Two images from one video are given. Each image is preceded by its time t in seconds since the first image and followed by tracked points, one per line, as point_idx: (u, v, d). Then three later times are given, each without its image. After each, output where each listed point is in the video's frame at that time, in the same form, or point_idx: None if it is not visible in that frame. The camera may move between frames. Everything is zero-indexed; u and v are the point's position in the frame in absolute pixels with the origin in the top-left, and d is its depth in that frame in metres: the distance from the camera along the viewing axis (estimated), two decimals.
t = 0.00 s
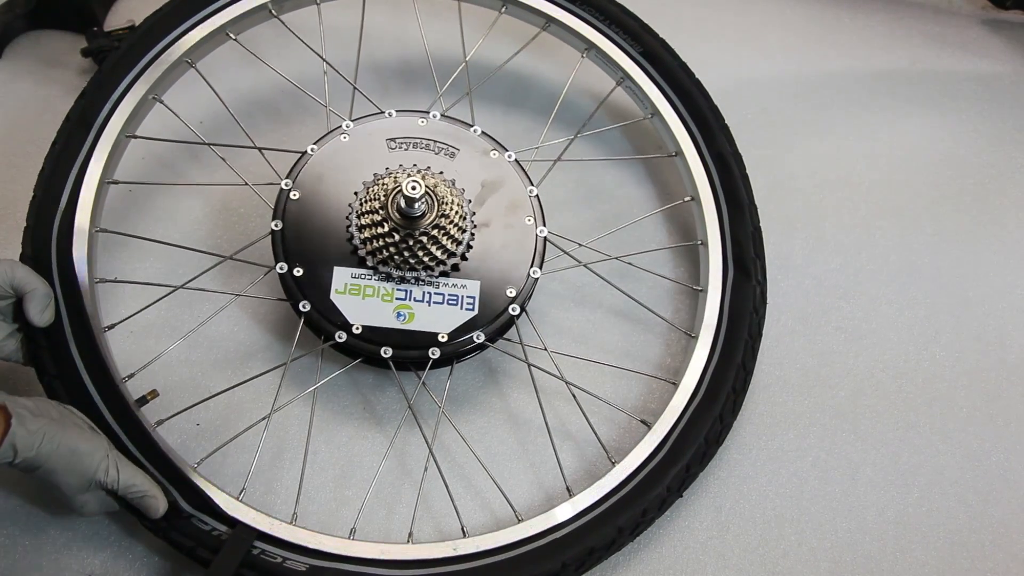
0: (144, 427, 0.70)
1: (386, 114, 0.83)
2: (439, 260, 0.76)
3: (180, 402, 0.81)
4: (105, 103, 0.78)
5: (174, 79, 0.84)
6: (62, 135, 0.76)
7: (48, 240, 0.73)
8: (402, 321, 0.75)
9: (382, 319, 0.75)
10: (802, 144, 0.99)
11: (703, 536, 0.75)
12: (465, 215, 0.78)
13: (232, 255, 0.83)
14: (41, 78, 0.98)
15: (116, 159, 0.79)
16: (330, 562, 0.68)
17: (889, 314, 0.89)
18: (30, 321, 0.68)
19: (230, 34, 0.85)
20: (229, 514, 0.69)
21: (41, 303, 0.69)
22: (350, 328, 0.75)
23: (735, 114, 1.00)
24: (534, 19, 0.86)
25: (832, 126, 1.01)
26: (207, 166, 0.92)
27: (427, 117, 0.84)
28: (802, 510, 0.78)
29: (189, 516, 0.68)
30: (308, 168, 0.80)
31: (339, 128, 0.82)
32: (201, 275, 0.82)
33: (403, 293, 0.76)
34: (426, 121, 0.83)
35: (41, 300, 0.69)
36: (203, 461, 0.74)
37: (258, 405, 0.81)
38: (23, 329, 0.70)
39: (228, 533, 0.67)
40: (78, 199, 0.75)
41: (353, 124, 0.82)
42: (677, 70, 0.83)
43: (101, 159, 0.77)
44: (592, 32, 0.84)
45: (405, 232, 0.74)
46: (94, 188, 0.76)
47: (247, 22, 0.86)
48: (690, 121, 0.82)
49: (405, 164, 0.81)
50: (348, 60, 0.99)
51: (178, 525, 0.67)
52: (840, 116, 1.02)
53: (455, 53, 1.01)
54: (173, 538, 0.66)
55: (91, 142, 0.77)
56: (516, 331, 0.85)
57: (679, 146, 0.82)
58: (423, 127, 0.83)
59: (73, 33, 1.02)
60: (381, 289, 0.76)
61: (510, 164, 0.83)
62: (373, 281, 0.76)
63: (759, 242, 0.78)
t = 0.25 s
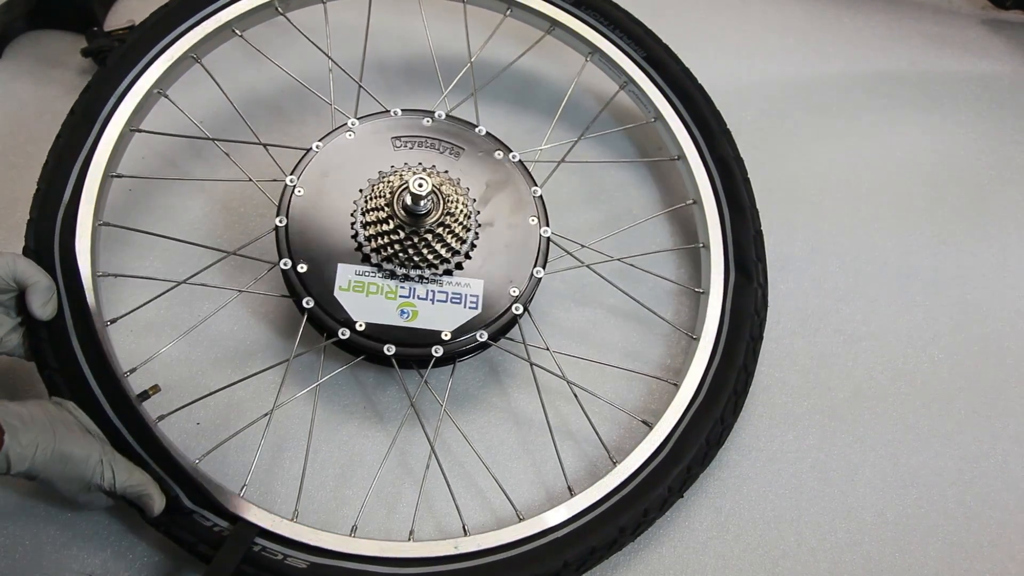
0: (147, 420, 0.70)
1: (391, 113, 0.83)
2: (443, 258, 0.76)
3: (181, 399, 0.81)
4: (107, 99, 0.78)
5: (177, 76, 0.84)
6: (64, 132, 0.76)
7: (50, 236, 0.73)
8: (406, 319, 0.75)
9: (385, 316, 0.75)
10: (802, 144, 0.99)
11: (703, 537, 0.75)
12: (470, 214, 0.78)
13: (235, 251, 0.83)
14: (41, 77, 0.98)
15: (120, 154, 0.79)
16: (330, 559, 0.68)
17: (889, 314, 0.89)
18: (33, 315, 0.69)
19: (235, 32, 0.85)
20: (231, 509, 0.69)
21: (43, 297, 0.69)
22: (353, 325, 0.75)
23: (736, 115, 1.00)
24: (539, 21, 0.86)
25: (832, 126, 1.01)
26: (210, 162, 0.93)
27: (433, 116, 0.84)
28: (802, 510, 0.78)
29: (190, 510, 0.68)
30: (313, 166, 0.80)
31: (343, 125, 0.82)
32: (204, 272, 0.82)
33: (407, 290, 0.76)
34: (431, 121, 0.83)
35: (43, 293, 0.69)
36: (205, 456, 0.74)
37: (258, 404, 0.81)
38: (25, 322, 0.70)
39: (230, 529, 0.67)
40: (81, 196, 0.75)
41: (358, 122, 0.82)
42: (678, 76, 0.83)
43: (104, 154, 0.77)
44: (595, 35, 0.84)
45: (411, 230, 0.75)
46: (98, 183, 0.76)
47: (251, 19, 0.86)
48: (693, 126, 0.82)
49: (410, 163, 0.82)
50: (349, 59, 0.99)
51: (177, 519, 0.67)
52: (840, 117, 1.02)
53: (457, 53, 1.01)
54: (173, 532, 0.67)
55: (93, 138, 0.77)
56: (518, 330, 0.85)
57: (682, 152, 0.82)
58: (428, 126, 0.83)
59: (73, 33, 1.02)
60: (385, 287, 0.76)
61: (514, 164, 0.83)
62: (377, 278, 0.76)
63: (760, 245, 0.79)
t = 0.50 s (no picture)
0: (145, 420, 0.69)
1: (388, 113, 0.83)
2: (441, 256, 0.76)
3: (180, 399, 0.81)
4: (106, 103, 0.78)
5: (177, 79, 0.84)
6: (65, 131, 0.76)
7: (49, 235, 0.73)
8: (404, 318, 0.75)
9: (384, 315, 0.75)
10: (802, 144, 0.99)
11: (703, 536, 0.75)
12: (466, 212, 0.78)
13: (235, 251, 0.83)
14: (41, 78, 0.98)
15: (119, 157, 0.79)
16: (330, 558, 0.68)
17: (889, 313, 0.89)
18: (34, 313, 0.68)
19: (234, 33, 0.85)
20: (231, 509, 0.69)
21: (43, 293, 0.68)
22: (352, 325, 0.75)
23: (735, 114, 1.00)
24: (537, 20, 0.86)
25: (832, 126, 1.01)
26: (209, 163, 0.93)
27: (430, 116, 0.84)
28: (802, 508, 0.78)
29: (188, 509, 0.67)
30: (311, 165, 0.80)
31: (340, 126, 0.82)
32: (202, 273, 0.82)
33: (405, 289, 0.76)
34: (428, 121, 0.83)
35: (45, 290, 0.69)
36: (204, 456, 0.74)
37: (256, 403, 0.81)
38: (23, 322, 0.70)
39: (229, 530, 0.67)
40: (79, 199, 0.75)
41: (355, 122, 0.82)
42: (679, 74, 0.83)
43: (103, 156, 0.77)
44: (593, 34, 0.84)
45: (408, 228, 0.75)
46: (96, 187, 0.76)
47: (250, 21, 0.86)
48: (691, 121, 0.82)
49: (408, 161, 0.82)
50: (349, 60, 0.99)
51: (175, 519, 0.66)
52: (840, 116, 1.02)
53: (456, 52, 1.01)
54: (170, 532, 0.66)
55: (92, 142, 0.77)
56: (517, 328, 0.85)
57: (680, 148, 0.83)
58: (425, 126, 0.83)
59: (73, 33, 1.02)
60: (383, 286, 0.76)
61: (512, 162, 0.83)
62: (375, 277, 0.76)
63: (760, 241, 0.79)
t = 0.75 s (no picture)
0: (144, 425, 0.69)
1: (383, 115, 0.83)
2: (435, 260, 0.76)
3: (177, 404, 0.80)
4: (105, 105, 0.78)
5: (174, 82, 0.84)
6: (61, 132, 0.76)
7: (48, 241, 0.72)
8: (399, 322, 0.75)
9: (378, 320, 0.75)
10: (802, 144, 0.98)
11: (703, 535, 0.75)
12: (461, 215, 0.78)
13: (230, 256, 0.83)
14: (40, 78, 0.98)
15: (116, 160, 0.79)
16: (327, 562, 0.67)
17: (889, 313, 0.89)
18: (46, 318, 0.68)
19: (229, 36, 0.84)
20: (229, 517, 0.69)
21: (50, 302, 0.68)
22: (347, 330, 0.75)
23: (734, 114, 0.99)
24: (534, 15, 0.86)
25: (832, 126, 1.00)
26: (205, 165, 0.92)
27: (425, 117, 0.83)
28: (802, 508, 0.78)
29: (187, 513, 0.66)
30: (306, 170, 0.80)
31: (336, 129, 0.82)
32: (198, 278, 0.82)
33: (400, 293, 0.76)
34: (423, 122, 0.83)
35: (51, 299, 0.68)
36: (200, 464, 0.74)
37: (256, 405, 0.81)
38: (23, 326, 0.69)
39: (227, 535, 0.66)
40: (78, 202, 0.75)
41: (349, 125, 0.82)
42: (679, 69, 0.83)
43: (100, 161, 0.77)
44: (590, 28, 0.84)
45: (401, 233, 0.74)
46: (94, 191, 0.76)
47: (246, 23, 0.86)
48: (689, 116, 0.82)
49: (403, 164, 0.81)
50: (347, 61, 0.99)
51: (175, 523, 0.65)
52: (840, 116, 1.01)
53: (454, 53, 1.00)
54: (170, 536, 0.65)
55: (90, 145, 0.77)
56: (514, 329, 0.85)
57: (679, 144, 0.82)
58: (420, 127, 0.83)
59: (72, 33, 1.02)
60: (378, 291, 0.76)
61: (508, 163, 0.82)
62: (369, 281, 0.76)
63: (760, 239, 0.78)
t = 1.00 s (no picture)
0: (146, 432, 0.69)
1: (381, 115, 0.83)
2: (432, 260, 0.76)
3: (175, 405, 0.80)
4: (104, 107, 0.77)
5: (172, 84, 0.84)
6: (60, 133, 0.75)
7: (48, 241, 0.72)
8: (396, 323, 0.75)
9: (376, 321, 0.75)
10: (802, 144, 0.98)
11: (703, 535, 0.75)
12: (458, 216, 0.77)
13: (229, 257, 0.83)
14: (40, 78, 0.98)
15: (114, 163, 0.79)
16: (325, 564, 0.67)
17: (890, 313, 0.89)
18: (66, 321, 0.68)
19: (228, 38, 0.84)
20: (228, 519, 0.69)
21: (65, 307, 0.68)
22: (344, 330, 0.75)
23: (734, 114, 0.99)
24: (532, 13, 0.86)
25: (832, 126, 1.00)
26: (204, 166, 0.92)
27: (423, 117, 0.83)
28: (802, 507, 0.77)
29: (186, 514, 0.66)
30: (304, 170, 0.80)
31: (333, 129, 0.82)
32: (196, 278, 0.82)
33: (397, 294, 0.76)
34: (420, 121, 0.83)
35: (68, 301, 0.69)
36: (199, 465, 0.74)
37: (256, 405, 0.80)
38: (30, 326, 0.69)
39: (226, 537, 0.66)
40: (76, 204, 0.75)
41: (347, 125, 0.82)
42: (678, 66, 0.82)
43: (100, 162, 0.77)
44: (589, 26, 0.84)
45: (397, 234, 0.74)
46: (92, 194, 0.76)
47: (244, 25, 0.86)
48: (689, 113, 0.82)
49: (400, 164, 0.81)
50: (346, 61, 0.99)
51: (175, 524, 0.64)
52: (840, 116, 1.01)
53: (453, 53, 1.00)
54: (171, 538, 0.64)
55: (89, 147, 0.77)
56: (513, 329, 0.85)
57: (679, 141, 0.82)
58: (418, 126, 0.82)
59: (72, 33, 1.02)
60: (375, 291, 0.76)
61: (506, 162, 0.82)
62: (367, 282, 0.76)
63: (759, 237, 0.78)
